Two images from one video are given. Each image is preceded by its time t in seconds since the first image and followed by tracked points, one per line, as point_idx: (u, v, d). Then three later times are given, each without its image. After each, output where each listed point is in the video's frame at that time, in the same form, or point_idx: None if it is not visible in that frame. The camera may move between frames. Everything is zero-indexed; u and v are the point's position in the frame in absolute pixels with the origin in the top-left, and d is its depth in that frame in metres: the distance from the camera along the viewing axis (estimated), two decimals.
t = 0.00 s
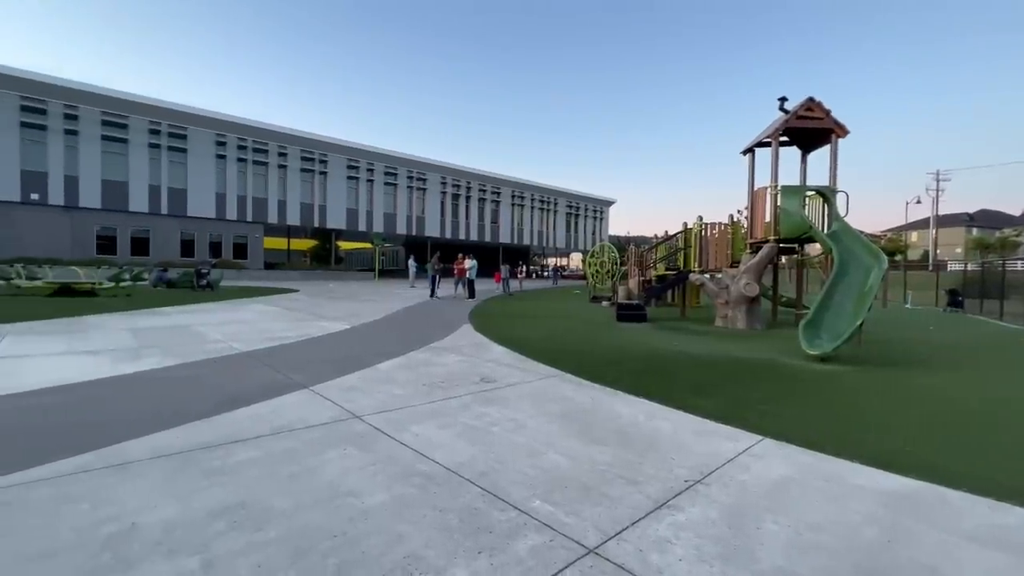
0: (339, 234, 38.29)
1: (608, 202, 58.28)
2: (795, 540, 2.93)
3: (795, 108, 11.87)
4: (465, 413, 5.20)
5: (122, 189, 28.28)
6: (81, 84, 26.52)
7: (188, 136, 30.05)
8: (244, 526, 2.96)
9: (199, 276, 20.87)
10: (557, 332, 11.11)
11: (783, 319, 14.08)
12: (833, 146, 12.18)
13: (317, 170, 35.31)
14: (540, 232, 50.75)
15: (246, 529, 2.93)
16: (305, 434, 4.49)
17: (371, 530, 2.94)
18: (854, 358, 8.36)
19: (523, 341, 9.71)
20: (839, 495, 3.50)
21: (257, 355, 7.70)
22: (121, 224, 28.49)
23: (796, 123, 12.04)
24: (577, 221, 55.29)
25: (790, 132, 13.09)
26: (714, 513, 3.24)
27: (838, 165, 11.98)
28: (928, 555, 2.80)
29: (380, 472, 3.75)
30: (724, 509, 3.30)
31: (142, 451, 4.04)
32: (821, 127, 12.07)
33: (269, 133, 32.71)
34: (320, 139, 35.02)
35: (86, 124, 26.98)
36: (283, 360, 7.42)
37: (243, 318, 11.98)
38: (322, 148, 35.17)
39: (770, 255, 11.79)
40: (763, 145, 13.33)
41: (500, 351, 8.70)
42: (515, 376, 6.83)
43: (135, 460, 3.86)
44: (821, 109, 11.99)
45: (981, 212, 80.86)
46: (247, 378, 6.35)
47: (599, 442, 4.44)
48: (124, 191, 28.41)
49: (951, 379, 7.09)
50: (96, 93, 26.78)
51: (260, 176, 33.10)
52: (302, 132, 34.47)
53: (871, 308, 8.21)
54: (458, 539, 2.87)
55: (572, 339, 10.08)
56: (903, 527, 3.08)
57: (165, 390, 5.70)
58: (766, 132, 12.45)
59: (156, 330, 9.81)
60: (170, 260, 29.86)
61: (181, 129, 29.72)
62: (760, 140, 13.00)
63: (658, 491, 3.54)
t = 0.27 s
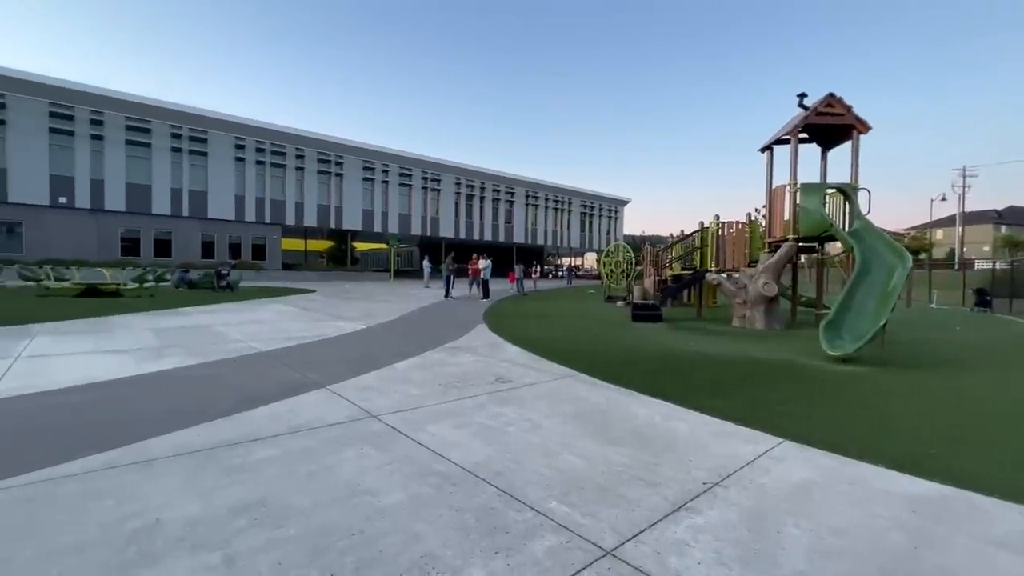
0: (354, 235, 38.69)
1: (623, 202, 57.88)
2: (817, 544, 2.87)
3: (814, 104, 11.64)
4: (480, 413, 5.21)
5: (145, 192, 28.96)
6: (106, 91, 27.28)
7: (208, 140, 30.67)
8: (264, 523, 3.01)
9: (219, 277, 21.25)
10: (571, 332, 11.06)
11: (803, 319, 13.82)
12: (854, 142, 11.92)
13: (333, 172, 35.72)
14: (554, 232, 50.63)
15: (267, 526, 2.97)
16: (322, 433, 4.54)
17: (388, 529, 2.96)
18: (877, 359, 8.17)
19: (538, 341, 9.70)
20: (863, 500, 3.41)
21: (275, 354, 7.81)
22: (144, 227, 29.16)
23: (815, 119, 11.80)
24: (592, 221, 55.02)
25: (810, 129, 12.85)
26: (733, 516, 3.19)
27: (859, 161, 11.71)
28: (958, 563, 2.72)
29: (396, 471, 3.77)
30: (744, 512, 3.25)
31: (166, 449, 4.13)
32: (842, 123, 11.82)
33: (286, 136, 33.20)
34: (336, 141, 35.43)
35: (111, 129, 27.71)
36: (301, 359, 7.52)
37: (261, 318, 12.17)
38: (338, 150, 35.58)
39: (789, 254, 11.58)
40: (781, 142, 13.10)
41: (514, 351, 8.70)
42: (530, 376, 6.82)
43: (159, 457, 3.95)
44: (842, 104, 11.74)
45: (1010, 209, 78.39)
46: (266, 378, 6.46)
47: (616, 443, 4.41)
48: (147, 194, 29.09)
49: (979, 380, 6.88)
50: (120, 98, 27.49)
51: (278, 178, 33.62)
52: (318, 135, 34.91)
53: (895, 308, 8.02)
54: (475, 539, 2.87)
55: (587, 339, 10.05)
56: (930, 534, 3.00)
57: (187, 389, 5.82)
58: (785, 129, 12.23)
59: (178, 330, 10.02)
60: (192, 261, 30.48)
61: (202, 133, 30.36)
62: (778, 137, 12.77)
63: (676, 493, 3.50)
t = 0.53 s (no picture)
0: (368, 237, 39.04)
1: (636, 202, 57.53)
2: (838, 550, 2.82)
3: (832, 100, 11.43)
4: (494, 413, 5.21)
5: (164, 195, 29.55)
6: (127, 97, 27.88)
7: (225, 143, 31.20)
8: (282, 521, 3.05)
9: (236, 278, 21.60)
10: (584, 332, 11.02)
11: (821, 320, 13.58)
12: (873, 139, 11.69)
13: (347, 174, 36.08)
14: (566, 232, 50.51)
15: (285, 524, 3.01)
16: (338, 433, 4.59)
17: (403, 528, 2.98)
18: (898, 361, 8.00)
19: (551, 341, 9.68)
20: (886, 505, 3.34)
21: (291, 355, 7.91)
22: (164, 229, 29.76)
23: (833, 116, 11.59)
24: (604, 221, 54.77)
25: (827, 126, 12.62)
26: (752, 520, 3.15)
27: (879, 159, 11.47)
28: (986, 570, 2.65)
29: (411, 471, 3.79)
30: (762, 516, 3.20)
31: (185, 447, 4.20)
32: (860, 120, 11.59)
33: (302, 138, 33.63)
34: (350, 144, 35.79)
35: (132, 134, 28.33)
36: (317, 360, 7.61)
37: (277, 319, 12.32)
38: (352, 152, 35.93)
39: (807, 253, 11.39)
40: (798, 140, 12.88)
41: (527, 351, 8.69)
42: (544, 377, 6.81)
43: (180, 455, 4.03)
44: (860, 101, 11.51)
45: None
46: (283, 378, 6.55)
47: (631, 445, 4.38)
48: (167, 197, 29.68)
49: (1006, 383, 6.68)
50: (141, 104, 28.10)
51: (293, 181, 34.06)
52: (333, 138, 35.29)
53: (916, 309, 7.85)
54: (490, 540, 2.88)
55: (601, 340, 10.01)
56: (955, 540, 2.93)
57: (206, 389, 5.92)
58: (802, 126, 12.03)
59: (197, 330, 10.19)
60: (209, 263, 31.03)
61: (220, 137, 30.90)
62: (795, 134, 12.56)
63: (692, 496, 3.46)
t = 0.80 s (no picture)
0: (380, 238, 39.32)
1: (648, 202, 57.19)
2: (857, 555, 2.77)
3: (848, 98, 11.27)
4: (506, 415, 5.21)
5: (181, 198, 30.05)
6: (145, 102, 28.43)
7: (240, 147, 31.66)
8: (297, 521, 3.08)
9: (251, 280, 21.89)
10: (595, 333, 10.98)
11: (837, 321, 13.37)
12: (890, 137, 11.50)
13: (359, 176, 36.39)
14: (577, 233, 50.38)
15: (300, 524, 3.04)
16: (352, 433, 4.62)
17: (416, 529, 2.99)
18: (918, 363, 7.85)
19: (563, 343, 9.66)
20: (905, 509, 3.28)
21: (305, 356, 7.99)
22: (181, 232, 30.27)
23: (849, 114, 11.43)
24: (615, 221, 54.53)
25: (843, 124, 12.44)
26: (768, 524, 3.11)
27: (897, 157, 11.27)
28: None
29: (424, 472, 3.81)
30: (778, 520, 3.16)
31: (203, 447, 4.26)
32: (877, 117, 11.41)
33: (314, 141, 33.99)
34: (362, 146, 36.09)
35: (149, 138, 28.87)
36: (330, 360, 7.67)
37: (291, 320, 12.46)
38: (364, 155, 36.23)
39: (822, 254, 11.23)
40: (813, 139, 12.71)
41: (539, 352, 8.68)
42: (555, 378, 6.80)
43: (197, 454, 4.09)
44: (877, 98, 11.34)
45: None
46: (297, 378, 6.61)
47: (644, 447, 4.35)
48: (183, 200, 30.19)
49: None
50: (158, 108, 28.60)
51: (306, 183, 34.42)
52: (345, 140, 35.62)
53: (936, 309, 7.69)
54: (503, 542, 2.88)
55: (612, 341, 9.97)
56: (979, 547, 2.85)
57: (222, 389, 6.01)
58: (817, 125, 11.87)
59: (213, 331, 10.35)
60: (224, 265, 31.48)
61: (234, 140, 31.36)
62: (810, 133, 12.40)
63: (707, 499, 3.43)
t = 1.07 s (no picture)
0: (389, 240, 39.54)
1: (657, 203, 56.89)
2: (873, 562, 2.73)
3: (861, 97, 11.13)
4: (515, 417, 5.21)
5: (194, 201, 30.46)
6: (160, 107, 28.88)
7: (252, 150, 32.04)
8: (309, 521, 3.10)
9: (262, 282, 22.12)
10: (605, 335, 10.94)
11: (850, 323, 13.18)
12: (905, 136, 11.33)
13: (369, 178, 36.64)
14: (586, 234, 50.27)
15: (312, 525, 3.05)
16: (362, 435, 4.64)
17: (427, 531, 2.99)
18: (934, 365, 7.71)
19: (572, 345, 9.64)
20: (923, 515, 3.22)
21: (316, 357, 8.05)
22: (194, 234, 30.68)
23: (862, 113, 11.28)
24: (624, 223, 54.32)
25: (857, 123, 12.28)
26: (782, 528, 3.07)
27: (912, 156, 11.10)
28: None
29: (434, 473, 3.81)
30: (792, 524, 3.12)
31: (216, 447, 4.31)
32: (892, 116, 11.25)
33: (325, 145, 34.29)
34: (371, 149, 36.32)
35: (164, 143, 29.32)
36: (341, 362, 7.72)
37: (302, 321, 12.56)
38: (374, 157, 36.48)
39: (835, 254, 11.09)
40: (826, 138, 12.56)
41: (548, 354, 8.66)
42: (565, 380, 6.78)
43: (210, 455, 4.13)
44: (891, 97, 11.18)
45: None
46: (307, 379, 6.66)
47: (654, 450, 4.32)
48: (196, 203, 30.60)
49: None
50: (171, 113, 29.02)
51: (317, 186, 34.74)
52: (355, 143, 35.88)
53: (953, 311, 7.56)
54: (514, 544, 2.87)
55: (621, 342, 9.93)
56: (999, 554, 2.80)
57: (234, 390, 6.07)
58: (830, 124, 11.74)
59: (225, 333, 10.47)
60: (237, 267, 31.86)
61: (246, 144, 31.73)
62: (822, 132, 12.25)
63: (719, 503, 3.40)
